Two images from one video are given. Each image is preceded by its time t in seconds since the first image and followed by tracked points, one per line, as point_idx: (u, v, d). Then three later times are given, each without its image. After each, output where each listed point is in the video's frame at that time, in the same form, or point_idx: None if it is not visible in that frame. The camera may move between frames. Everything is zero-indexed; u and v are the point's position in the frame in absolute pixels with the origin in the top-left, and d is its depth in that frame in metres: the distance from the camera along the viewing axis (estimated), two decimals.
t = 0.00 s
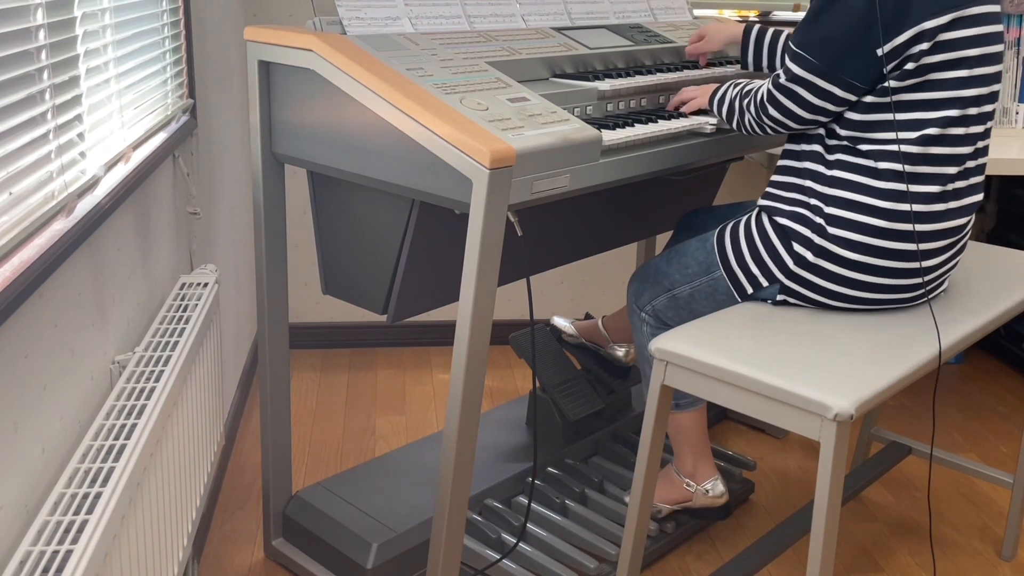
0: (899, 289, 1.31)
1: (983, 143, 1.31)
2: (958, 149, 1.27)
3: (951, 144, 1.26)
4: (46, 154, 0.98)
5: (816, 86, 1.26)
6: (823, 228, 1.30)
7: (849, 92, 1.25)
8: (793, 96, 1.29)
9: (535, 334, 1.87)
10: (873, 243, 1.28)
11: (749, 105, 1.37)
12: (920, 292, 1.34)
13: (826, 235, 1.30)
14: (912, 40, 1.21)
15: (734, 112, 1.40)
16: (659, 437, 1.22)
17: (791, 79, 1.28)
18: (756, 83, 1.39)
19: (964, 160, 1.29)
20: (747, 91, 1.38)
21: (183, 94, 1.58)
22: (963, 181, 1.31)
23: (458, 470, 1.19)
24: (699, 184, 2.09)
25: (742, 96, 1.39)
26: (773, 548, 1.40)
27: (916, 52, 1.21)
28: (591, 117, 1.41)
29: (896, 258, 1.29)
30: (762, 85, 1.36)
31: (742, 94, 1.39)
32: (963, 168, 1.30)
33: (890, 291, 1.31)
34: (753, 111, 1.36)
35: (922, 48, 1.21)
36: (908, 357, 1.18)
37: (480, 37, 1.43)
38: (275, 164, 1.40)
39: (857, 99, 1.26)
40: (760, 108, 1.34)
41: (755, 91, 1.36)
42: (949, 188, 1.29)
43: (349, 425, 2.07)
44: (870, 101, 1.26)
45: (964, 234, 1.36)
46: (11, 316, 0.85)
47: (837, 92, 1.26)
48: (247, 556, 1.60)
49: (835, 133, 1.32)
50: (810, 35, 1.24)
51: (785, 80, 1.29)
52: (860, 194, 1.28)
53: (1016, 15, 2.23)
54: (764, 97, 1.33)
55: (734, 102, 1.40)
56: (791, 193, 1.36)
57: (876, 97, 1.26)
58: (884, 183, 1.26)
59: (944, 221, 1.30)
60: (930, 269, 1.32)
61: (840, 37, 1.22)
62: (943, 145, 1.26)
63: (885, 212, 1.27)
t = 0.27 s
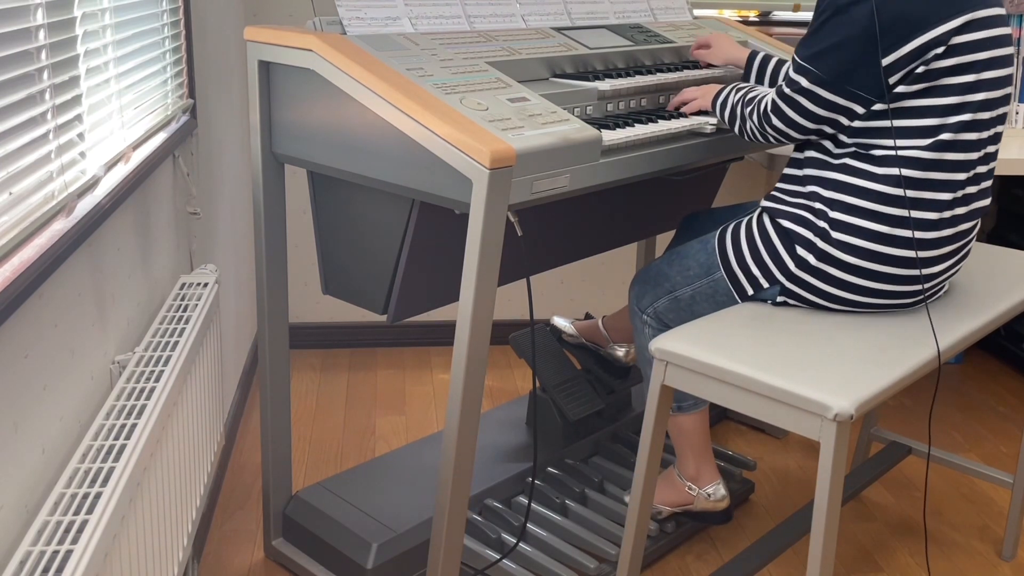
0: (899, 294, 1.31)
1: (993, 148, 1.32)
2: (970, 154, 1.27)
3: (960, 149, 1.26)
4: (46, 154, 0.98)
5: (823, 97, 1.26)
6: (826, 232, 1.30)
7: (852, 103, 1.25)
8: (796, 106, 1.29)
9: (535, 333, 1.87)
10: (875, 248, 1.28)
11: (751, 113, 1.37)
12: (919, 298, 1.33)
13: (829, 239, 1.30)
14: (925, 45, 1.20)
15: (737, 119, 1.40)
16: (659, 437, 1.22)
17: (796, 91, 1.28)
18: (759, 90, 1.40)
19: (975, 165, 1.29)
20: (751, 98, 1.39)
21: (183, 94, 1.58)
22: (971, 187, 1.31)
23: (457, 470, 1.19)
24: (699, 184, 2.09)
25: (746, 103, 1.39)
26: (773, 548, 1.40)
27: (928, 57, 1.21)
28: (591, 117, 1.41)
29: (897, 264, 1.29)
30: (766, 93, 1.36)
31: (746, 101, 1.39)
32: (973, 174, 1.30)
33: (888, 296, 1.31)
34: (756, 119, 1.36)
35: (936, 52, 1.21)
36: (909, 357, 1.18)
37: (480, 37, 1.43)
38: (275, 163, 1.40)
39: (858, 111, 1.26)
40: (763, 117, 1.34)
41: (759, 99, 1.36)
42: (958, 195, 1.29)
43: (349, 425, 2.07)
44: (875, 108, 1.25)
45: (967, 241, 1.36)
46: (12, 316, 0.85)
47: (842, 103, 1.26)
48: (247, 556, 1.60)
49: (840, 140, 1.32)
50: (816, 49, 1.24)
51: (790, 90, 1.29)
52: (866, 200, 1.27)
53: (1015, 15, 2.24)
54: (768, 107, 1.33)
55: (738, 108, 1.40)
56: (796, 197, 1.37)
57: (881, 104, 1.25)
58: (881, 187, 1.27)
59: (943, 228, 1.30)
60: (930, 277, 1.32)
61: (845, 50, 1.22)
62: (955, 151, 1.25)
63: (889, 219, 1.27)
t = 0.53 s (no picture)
0: (896, 287, 1.31)
1: (989, 144, 1.32)
2: (963, 147, 1.27)
3: (955, 142, 1.26)
4: (46, 154, 0.98)
5: (825, 89, 1.26)
6: (819, 223, 1.30)
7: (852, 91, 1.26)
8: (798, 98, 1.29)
9: (535, 333, 1.87)
10: (870, 239, 1.28)
11: (756, 110, 1.37)
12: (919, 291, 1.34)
13: (823, 230, 1.30)
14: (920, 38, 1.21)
15: (740, 118, 1.40)
16: (659, 437, 1.22)
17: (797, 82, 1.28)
18: (762, 88, 1.40)
19: (969, 159, 1.29)
20: (754, 96, 1.38)
21: (183, 94, 1.58)
22: (966, 181, 1.31)
23: (457, 470, 1.19)
24: (699, 184, 2.09)
25: (748, 101, 1.39)
26: (773, 548, 1.40)
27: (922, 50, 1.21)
28: (591, 117, 1.41)
29: (893, 255, 1.29)
30: (769, 90, 1.36)
31: (748, 99, 1.39)
32: (967, 168, 1.30)
33: (885, 288, 1.31)
34: (761, 116, 1.36)
35: (930, 45, 1.21)
36: (908, 357, 1.18)
37: (480, 37, 1.43)
38: (275, 164, 1.40)
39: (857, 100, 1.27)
40: (768, 113, 1.34)
41: (763, 96, 1.36)
42: (952, 187, 1.29)
43: (349, 425, 2.07)
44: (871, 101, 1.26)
45: (964, 236, 1.36)
46: (11, 315, 0.85)
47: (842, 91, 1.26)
48: (247, 556, 1.60)
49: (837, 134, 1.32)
50: (817, 41, 1.24)
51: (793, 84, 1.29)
52: (858, 190, 1.28)
53: (1015, 15, 2.24)
54: (773, 102, 1.33)
55: (740, 107, 1.40)
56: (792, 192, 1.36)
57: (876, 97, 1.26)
58: (871, 178, 1.27)
59: (940, 220, 1.30)
60: (927, 269, 1.32)
61: (846, 41, 1.22)
62: (949, 144, 1.25)
63: (882, 209, 1.27)
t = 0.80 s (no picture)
0: (899, 289, 1.32)
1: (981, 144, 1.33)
2: (958, 150, 1.28)
3: (949, 145, 1.26)
4: (45, 154, 0.98)
5: (815, 80, 1.26)
6: (817, 229, 1.30)
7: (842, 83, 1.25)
8: (789, 89, 1.28)
9: (535, 333, 1.87)
10: (868, 243, 1.28)
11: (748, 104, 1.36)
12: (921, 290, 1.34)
13: (820, 236, 1.30)
14: (909, 38, 1.21)
15: (736, 113, 1.39)
16: (659, 437, 1.22)
17: (789, 74, 1.27)
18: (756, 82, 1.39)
19: (962, 161, 1.30)
20: (747, 90, 1.38)
21: (183, 94, 1.58)
22: (960, 181, 1.32)
23: (458, 470, 1.19)
24: (699, 184, 2.09)
25: (743, 94, 1.38)
26: (773, 548, 1.40)
27: (911, 50, 1.21)
28: (591, 117, 1.41)
29: (898, 258, 1.30)
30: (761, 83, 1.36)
31: (743, 93, 1.38)
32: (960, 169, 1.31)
33: (888, 292, 1.31)
34: (753, 109, 1.35)
35: (920, 46, 1.21)
36: (908, 357, 1.18)
37: (480, 37, 1.43)
38: (275, 163, 1.40)
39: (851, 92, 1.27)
40: (759, 103, 1.34)
41: (755, 89, 1.36)
42: (948, 189, 1.30)
43: (349, 425, 2.07)
44: (865, 98, 1.26)
45: (961, 234, 1.37)
46: (11, 315, 0.85)
47: (832, 84, 1.25)
48: (248, 556, 1.60)
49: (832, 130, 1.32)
50: (811, 33, 1.23)
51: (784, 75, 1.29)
52: (856, 195, 1.28)
53: (1015, 15, 2.24)
54: (763, 92, 1.33)
55: (735, 102, 1.39)
56: (789, 193, 1.36)
57: (871, 95, 1.25)
58: (874, 185, 1.27)
59: (943, 219, 1.31)
60: (930, 268, 1.33)
61: (840, 33, 1.21)
62: (946, 147, 1.26)
63: (881, 215, 1.27)
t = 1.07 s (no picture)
0: (896, 293, 1.32)
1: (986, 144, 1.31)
2: (959, 151, 1.27)
3: (951, 147, 1.26)
4: (45, 154, 0.98)
5: (812, 82, 1.26)
6: (822, 233, 1.30)
7: (840, 87, 1.26)
8: (785, 92, 1.29)
9: (535, 333, 1.86)
10: (872, 249, 1.28)
11: (746, 107, 1.37)
12: (921, 296, 1.34)
13: (825, 240, 1.30)
14: (905, 35, 1.21)
15: (733, 115, 1.40)
16: (658, 437, 1.22)
17: (787, 77, 1.28)
18: (753, 85, 1.40)
19: (966, 163, 1.29)
20: (745, 92, 1.39)
21: (183, 94, 1.58)
22: (967, 185, 1.31)
23: (458, 470, 1.19)
24: (699, 184, 2.09)
25: (741, 97, 1.39)
26: (773, 548, 1.40)
27: (909, 47, 1.21)
28: (591, 117, 1.41)
29: (897, 264, 1.29)
30: (759, 86, 1.37)
31: (741, 95, 1.39)
32: (964, 171, 1.29)
33: (884, 296, 1.31)
34: (750, 112, 1.36)
35: (916, 43, 1.21)
36: (908, 357, 1.18)
37: (480, 37, 1.43)
38: (275, 163, 1.40)
39: (852, 95, 1.27)
40: (757, 107, 1.34)
41: (752, 92, 1.36)
42: (953, 192, 1.29)
43: (348, 425, 2.07)
44: (866, 100, 1.26)
45: (964, 238, 1.37)
46: (11, 316, 0.85)
47: (831, 88, 1.26)
48: (248, 556, 1.60)
49: (832, 133, 1.32)
50: (806, 34, 1.25)
51: (781, 78, 1.30)
52: (859, 201, 1.27)
53: (1015, 15, 2.24)
54: (761, 96, 1.33)
55: (733, 104, 1.40)
56: (792, 197, 1.36)
57: (872, 97, 1.25)
58: (881, 191, 1.26)
59: (945, 224, 1.30)
60: (929, 275, 1.33)
61: (833, 33, 1.22)
62: (946, 149, 1.25)
63: (887, 221, 1.27)
